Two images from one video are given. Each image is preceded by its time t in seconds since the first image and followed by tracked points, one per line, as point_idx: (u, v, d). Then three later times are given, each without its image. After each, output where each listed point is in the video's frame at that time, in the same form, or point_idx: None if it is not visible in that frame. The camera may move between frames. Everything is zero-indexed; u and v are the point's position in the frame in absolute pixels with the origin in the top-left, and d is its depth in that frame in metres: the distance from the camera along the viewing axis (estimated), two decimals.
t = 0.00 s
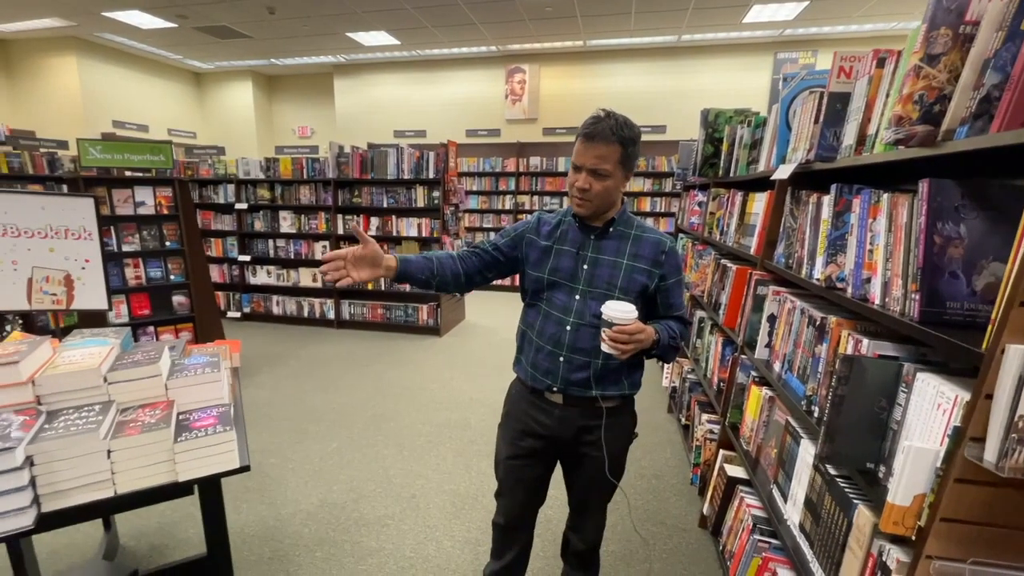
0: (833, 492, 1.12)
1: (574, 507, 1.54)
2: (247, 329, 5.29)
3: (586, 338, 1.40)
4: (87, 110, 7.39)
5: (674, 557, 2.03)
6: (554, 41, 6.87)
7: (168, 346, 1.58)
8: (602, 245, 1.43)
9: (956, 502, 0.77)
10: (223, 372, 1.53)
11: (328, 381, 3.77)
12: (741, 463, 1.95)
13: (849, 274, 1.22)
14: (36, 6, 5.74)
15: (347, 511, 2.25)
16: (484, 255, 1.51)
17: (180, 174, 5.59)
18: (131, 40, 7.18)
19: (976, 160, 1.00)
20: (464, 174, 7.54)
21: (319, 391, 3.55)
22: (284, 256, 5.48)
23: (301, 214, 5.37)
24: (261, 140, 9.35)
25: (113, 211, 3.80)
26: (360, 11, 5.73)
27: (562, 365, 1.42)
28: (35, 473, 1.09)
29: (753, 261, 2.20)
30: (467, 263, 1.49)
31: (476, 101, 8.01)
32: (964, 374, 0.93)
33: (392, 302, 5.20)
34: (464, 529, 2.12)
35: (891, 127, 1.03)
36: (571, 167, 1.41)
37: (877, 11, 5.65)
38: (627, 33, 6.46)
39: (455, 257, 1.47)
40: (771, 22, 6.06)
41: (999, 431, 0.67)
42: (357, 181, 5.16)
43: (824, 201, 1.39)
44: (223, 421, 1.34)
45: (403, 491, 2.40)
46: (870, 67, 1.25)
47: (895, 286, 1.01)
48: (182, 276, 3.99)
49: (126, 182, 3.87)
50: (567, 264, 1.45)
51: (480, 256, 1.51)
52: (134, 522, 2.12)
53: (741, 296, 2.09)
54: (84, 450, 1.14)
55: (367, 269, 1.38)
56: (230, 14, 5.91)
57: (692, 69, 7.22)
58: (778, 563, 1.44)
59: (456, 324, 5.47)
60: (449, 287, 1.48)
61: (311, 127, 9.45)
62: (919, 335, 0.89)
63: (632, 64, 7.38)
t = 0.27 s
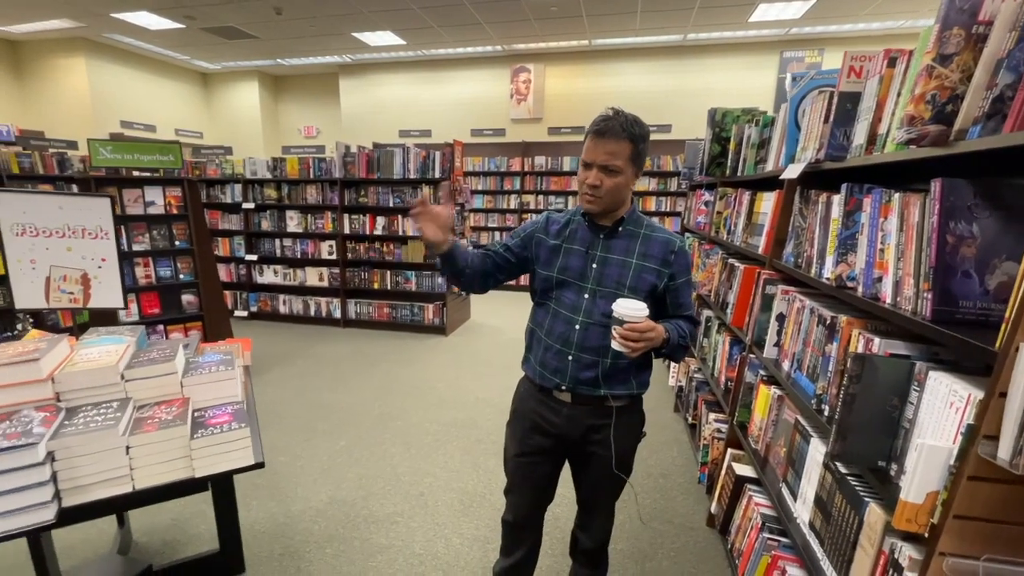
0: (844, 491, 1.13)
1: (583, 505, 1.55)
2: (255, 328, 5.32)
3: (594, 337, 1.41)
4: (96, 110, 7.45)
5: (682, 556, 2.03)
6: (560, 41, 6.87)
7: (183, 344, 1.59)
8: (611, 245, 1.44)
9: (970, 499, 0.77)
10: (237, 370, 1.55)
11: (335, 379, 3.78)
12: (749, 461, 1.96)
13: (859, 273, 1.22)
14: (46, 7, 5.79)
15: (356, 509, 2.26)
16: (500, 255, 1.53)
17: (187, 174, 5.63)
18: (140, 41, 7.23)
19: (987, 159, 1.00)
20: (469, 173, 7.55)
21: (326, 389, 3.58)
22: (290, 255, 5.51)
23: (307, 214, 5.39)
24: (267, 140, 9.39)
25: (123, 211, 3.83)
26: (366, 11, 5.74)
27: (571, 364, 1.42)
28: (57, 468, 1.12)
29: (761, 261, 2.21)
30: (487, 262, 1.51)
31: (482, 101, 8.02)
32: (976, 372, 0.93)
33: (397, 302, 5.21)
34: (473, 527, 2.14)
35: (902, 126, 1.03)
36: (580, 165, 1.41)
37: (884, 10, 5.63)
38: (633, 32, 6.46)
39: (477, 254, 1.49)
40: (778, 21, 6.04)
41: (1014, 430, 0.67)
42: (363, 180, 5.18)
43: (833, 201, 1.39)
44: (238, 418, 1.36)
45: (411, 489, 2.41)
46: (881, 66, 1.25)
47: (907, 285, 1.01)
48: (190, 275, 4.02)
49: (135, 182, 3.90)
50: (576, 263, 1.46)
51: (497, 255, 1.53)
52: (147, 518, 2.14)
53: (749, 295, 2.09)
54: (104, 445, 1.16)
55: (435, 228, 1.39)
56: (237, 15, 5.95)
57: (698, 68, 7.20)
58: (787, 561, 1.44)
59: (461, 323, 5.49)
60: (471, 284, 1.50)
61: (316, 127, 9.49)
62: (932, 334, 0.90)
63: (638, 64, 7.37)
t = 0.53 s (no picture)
0: (858, 490, 1.14)
1: (595, 505, 1.56)
2: (261, 328, 5.34)
3: (608, 338, 1.42)
4: (104, 111, 7.50)
5: (692, 556, 2.04)
6: (565, 41, 6.88)
7: (198, 343, 1.61)
8: (627, 246, 1.45)
9: (987, 497, 0.78)
10: (252, 369, 1.56)
11: (343, 379, 3.80)
12: (759, 461, 1.96)
13: (873, 274, 1.23)
14: (54, 7, 5.82)
15: (366, 508, 2.28)
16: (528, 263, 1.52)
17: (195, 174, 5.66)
18: (148, 43, 7.28)
19: (1003, 161, 1.01)
20: (474, 173, 7.57)
21: (334, 389, 3.59)
22: (297, 255, 5.53)
23: (313, 214, 5.41)
24: (272, 140, 9.43)
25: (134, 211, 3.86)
26: (373, 12, 5.76)
27: (584, 363, 1.43)
28: (80, 466, 1.13)
29: (771, 261, 2.21)
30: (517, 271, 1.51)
31: (486, 101, 8.03)
32: (993, 373, 0.94)
33: (403, 302, 5.23)
34: (483, 525, 2.15)
35: (918, 128, 1.04)
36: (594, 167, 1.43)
37: (891, 10, 5.62)
38: (639, 32, 6.46)
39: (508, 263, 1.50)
40: (783, 21, 6.03)
41: None
42: (370, 181, 5.20)
43: (846, 202, 1.40)
44: (255, 417, 1.37)
45: (421, 488, 2.43)
46: (895, 67, 1.25)
47: (922, 285, 1.02)
48: (200, 275, 4.05)
49: (145, 182, 3.93)
50: (592, 263, 1.47)
51: (528, 261, 1.52)
52: (159, 516, 2.16)
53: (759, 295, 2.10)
54: (125, 443, 1.17)
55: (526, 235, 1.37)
56: (244, 16, 5.98)
57: (704, 68, 7.19)
58: (799, 561, 1.45)
59: (467, 323, 5.50)
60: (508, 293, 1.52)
61: (321, 128, 9.53)
62: (949, 334, 0.90)
63: (643, 64, 7.37)
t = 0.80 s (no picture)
0: (871, 490, 1.15)
1: (607, 504, 1.57)
2: (268, 328, 5.37)
3: (622, 338, 1.43)
4: (111, 113, 7.55)
5: (701, 557, 2.04)
6: (569, 43, 6.90)
7: (213, 343, 1.62)
8: (641, 247, 1.46)
9: (1003, 497, 0.79)
10: (268, 368, 1.58)
11: (349, 379, 3.82)
12: (768, 462, 1.97)
13: (885, 274, 1.23)
14: (63, 10, 5.86)
15: (376, 507, 2.29)
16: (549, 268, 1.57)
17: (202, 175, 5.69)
18: (155, 44, 7.32)
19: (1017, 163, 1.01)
20: (479, 175, 7.59)
21: (341, 389, 3.61)
22: (303, 256, 5.55)
23: (320, 215, 5.43)
24: (278, 141, 9.47)
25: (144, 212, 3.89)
26: (379, 14, 5.78)
27: (598, 362, 1.45)
28: (103, 462, 1.15)
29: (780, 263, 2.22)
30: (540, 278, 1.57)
31: (491, 103, 8.05)
32: (1008, 373, 0.94)
33: (409, 302, 5.25)
34: (492, 525, 2.16)
35: (932, 131, 1.04)
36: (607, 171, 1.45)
37: (896, 12, 5.62)
38: (644, 34, 6.46)
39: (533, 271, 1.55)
40: (789, 23, 6.03)
41: None
42: (376, 182, 5.22)
43: (857, 203, 1.41)
44: (272, 416, 1.39)
45: (430, 488, 2.44)
46: (907, 71, 1.26)
47: (936, 287, 1.03)
48: (208, 275, 4.08)
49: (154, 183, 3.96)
50: (606, 264, 1.49)
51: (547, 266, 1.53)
52: (172, 514, 2.18)
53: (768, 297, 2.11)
54: (146, 440, 1.19)
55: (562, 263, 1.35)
56: (251, 18, 6.01)
57: (709, 69, 7.19)
58: (810, 561, 1.46)
59: (472, 324, 5.52)
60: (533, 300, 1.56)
61: (326, 129, 9.56)
62: (964, 336, 0.91)
63: (648, 66, 7.38)
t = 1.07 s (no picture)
0: (880, 493, 1.16)
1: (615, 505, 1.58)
2: (273, 329, 5.40)
3: (628, 340, 1.44)
4: (118, 116, 7.60)
5: (708, 558, 2.05)
6: (573, 46, 6.92)
7: (225, 343, 1.64)
8: (648, 251, 1.47)
9: (1014, 500, 0.79)
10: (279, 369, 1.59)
11: (355, 380, 3.83)
12: (775, 465, 1.98)
13: (894, 278, 1.24)
14: (72, 13, 5.91)
15: (383, 508, 2.30)
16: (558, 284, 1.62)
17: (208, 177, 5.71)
18: (162, 47, 7.38)
19: None
20: (483, 177, 7.62)
21: (346, 390, 3.63)
22: (308, 257, 5.57)
23: (325, 216, 5.46)
24: (283, 143, 9.52)
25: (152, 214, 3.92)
26: (384, 17, 5.81)
27: (604, 365, 1.46)
28: (119, 462, 1.17)
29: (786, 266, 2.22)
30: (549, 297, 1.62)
31: (495, 106, 8.08)
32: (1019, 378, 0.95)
33: (413, 304, 5.26)
34: (498, 526, 2.17)
35: (942, 136, 1.06)
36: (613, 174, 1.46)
37: (900, 16, 5.62)
38: (648, 38, 6.48)
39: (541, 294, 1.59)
40: (792, 27, 6.04)
41: None
42: (381, 184, 5.25)
43: (865, 207, 1.42)
44: (284, 416, 1.40)
45: (436, 489, 2.45)
46: (915, 76, 1.27)
47: (945, 291, 1.04)
48: (215, 276, 4.11)
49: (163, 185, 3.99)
50: (614, 267, 1.50)
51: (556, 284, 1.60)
52: (181, 513, 2.20)
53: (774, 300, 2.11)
54: (162, 440, 1.21)
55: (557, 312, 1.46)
56: (257, 21, 6.05)
57: (712, 72, 7.21)
58: (818, 563, 1.46)
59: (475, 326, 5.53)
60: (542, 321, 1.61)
61: (331, 131, 9.61)
62: (975, 339, 0.92)
63: (651, 69, 7.40)
